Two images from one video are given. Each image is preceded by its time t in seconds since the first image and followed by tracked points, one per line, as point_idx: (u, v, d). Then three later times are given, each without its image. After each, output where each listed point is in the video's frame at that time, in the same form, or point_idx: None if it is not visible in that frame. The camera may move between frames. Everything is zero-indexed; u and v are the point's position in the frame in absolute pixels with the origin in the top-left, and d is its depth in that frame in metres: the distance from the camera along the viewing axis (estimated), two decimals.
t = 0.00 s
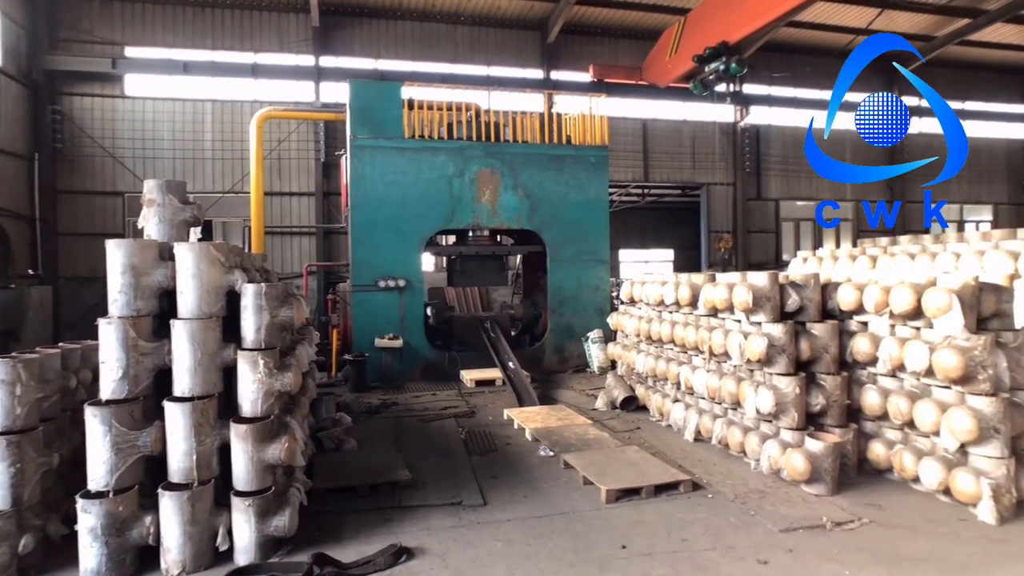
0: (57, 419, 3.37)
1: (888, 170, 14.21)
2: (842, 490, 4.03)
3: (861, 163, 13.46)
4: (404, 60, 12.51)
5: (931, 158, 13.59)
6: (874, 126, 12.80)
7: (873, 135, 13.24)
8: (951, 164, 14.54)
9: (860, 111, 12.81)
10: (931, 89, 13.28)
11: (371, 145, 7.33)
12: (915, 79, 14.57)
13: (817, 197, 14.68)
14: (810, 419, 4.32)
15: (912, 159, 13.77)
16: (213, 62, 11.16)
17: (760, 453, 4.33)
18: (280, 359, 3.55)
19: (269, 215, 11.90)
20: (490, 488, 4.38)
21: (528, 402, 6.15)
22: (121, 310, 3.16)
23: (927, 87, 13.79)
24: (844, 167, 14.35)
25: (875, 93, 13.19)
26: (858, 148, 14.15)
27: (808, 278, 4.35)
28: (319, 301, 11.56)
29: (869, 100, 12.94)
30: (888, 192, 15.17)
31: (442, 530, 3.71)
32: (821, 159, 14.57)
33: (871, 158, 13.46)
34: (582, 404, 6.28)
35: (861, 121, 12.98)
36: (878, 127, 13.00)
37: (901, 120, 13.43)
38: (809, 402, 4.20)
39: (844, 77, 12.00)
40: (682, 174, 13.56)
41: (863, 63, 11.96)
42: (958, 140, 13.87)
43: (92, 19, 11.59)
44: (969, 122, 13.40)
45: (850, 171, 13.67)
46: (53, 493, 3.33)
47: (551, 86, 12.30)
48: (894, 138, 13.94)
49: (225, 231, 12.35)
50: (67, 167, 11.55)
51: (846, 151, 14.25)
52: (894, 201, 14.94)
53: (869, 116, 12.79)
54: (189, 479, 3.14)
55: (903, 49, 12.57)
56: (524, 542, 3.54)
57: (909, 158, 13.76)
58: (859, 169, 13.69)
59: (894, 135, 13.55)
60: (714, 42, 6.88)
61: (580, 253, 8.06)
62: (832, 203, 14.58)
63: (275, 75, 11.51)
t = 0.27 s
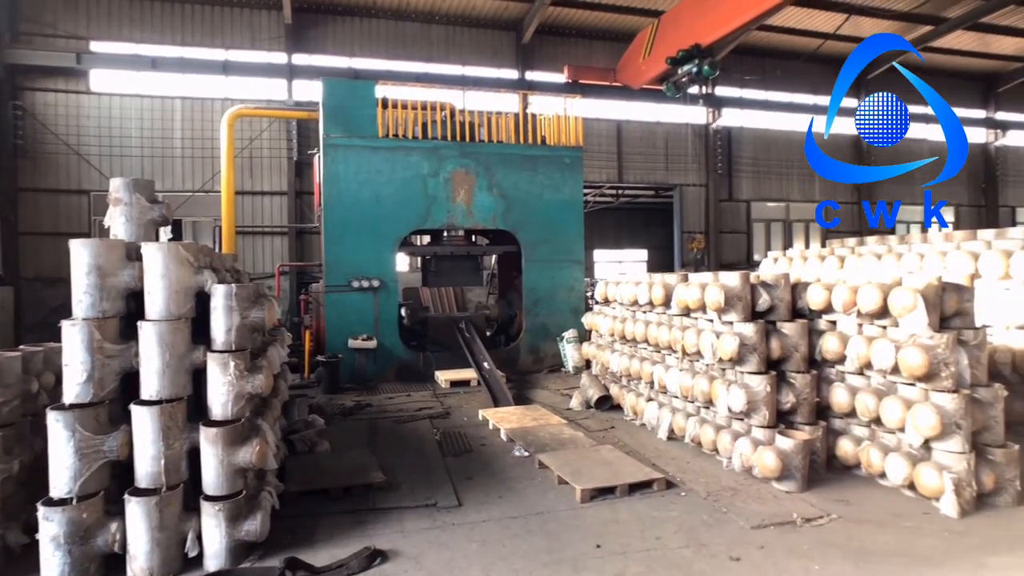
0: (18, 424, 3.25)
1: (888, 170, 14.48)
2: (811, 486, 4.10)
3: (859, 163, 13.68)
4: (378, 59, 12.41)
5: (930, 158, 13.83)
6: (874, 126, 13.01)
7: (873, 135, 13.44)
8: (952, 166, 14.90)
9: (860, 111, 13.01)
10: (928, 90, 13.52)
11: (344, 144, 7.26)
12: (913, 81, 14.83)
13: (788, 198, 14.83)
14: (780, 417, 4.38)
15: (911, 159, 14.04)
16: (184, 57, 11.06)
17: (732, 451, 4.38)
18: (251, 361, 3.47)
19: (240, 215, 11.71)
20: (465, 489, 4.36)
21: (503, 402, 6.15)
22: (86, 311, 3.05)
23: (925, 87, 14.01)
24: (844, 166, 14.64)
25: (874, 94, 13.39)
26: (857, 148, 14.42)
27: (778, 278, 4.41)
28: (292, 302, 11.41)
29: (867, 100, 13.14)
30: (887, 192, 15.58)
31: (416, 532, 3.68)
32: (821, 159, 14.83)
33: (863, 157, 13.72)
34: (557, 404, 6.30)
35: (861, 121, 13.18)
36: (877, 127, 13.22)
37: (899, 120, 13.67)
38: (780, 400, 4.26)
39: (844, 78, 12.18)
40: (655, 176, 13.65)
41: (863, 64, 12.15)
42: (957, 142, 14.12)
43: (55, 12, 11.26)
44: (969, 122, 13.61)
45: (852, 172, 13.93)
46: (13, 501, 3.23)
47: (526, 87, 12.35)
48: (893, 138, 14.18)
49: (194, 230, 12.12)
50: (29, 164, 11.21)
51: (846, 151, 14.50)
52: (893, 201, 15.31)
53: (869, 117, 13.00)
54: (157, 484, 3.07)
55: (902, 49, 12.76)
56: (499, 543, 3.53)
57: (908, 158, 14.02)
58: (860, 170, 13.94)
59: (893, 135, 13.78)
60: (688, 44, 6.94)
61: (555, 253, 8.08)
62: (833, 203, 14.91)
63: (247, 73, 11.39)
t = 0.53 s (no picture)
0: None
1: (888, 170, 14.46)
2: (783, 483, 4.17)
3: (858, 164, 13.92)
4: (353, 58, 12.30)
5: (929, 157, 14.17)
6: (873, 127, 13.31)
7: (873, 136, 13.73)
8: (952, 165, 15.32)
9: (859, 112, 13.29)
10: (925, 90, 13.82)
11: (318, 143, 7.18)
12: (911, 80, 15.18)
13: (760, 199, 14.92)
14: (752, 415, 4.43)
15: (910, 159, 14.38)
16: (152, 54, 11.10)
17: (705, 449, 4.43)
18: (222, 363, 3.41)
19: (211, 215, 11.50)
20: (441, 490, 4.34)
21: (479, 402, 6.13)
22: (50, 313, 2.96)
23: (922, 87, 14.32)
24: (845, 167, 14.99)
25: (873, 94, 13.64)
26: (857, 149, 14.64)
27: (750, 278, 4.46)
28: (265, 303, 11.25)
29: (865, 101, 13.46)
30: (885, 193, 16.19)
31: (391, 535, 3.65)
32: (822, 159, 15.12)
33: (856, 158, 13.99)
34: (533, 404, 6.31)
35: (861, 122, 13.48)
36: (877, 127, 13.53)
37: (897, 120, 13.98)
38: (752, 399, 4.32)
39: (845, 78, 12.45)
40: (630, 177, 13.68)
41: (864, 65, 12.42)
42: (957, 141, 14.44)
43: (16, 6, 10.90)
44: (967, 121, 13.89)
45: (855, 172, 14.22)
46: None
47: (502, 87, 12.35)
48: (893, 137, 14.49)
49: (164, 230, 11.89)
50: None
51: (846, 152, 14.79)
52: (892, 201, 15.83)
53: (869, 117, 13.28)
54: (125, 490, 3.00)
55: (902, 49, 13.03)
56: (474, 544, 3.52)
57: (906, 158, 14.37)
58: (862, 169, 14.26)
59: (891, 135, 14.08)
60: (662, 47, 7.01)
61: (531, 253, 8.10)
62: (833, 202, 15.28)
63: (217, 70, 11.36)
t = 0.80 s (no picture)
0: None
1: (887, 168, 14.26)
2: (755, 480, 4.23)
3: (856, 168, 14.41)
4: (328, 57, 12.19)
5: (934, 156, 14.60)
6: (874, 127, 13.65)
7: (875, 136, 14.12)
8: (951, 165, 15.94)
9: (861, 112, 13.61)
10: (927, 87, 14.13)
11: (292, 142, 7.10)
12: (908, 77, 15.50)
13: (733, 200, 15.05)
14: (726, 414, 4.48)
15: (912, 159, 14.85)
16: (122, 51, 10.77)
17: (680, 447, 4.47)
18: (194, 365, 3.34)
19: (183, 214, 11.31)
20: (417, 491, 4.32)
21: (455, 403, 6.12)
22: (14, 315, 2.87)
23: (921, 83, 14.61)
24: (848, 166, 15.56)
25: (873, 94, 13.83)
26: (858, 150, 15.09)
27: (723, 278, 4.51)
28: (238, 303, 11.09)
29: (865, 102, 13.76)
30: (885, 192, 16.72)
31: (367, 537, 3.62)
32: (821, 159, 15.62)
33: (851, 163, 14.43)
34: (509, 404, 6.32)
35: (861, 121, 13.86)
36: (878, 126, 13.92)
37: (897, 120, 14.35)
38: (725, 397, 4.37)
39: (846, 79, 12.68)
40: (606, 177, 13.69)
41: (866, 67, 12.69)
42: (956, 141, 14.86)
43: None
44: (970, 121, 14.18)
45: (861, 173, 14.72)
46: None
47: (478, 87, 12.34)
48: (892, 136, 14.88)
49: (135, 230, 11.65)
50: None
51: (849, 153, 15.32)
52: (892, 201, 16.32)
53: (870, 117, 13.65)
54: (92, 495, 2.92)
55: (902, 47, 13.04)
56: (451, 545, 3.51)
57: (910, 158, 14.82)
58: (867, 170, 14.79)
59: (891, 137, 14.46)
60: (637, 49, 7.08)
61: (508, 254, 8.11)
62: (834, 202, 15.75)
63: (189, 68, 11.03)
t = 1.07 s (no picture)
0: None
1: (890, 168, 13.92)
2: (731, 478, 4.27)
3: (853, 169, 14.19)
4: (306, 55, 12.06)
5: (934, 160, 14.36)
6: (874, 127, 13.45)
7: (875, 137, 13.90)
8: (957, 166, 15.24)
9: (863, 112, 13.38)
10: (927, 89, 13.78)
11: (268, 141, 7.01)
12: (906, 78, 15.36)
13: (710, 201, 15.12)
14: (702, 412, 4.52)
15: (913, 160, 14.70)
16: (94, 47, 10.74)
17: (657, 446, 4.50)
18: (167, 367, 3.28)
19: (157, 213, 11.11)
20: (395, 493, 4.30)
21: (434, 404, 6.09)
22: None
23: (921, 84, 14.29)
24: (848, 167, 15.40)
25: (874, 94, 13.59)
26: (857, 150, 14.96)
27: (699, 278, 4.55)
28: (213, 304, 10.93)
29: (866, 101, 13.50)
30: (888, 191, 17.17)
31: (344, 539, 3.59)
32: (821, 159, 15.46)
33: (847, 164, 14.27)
34: (488, 404, 6.31)
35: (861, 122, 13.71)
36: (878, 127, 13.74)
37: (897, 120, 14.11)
38: (701, 396, 4.41)
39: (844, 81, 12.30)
40: (584, 178, 13.65)
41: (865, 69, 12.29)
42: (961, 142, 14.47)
43: None
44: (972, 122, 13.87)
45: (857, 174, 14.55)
46: None
47: (457, 87, 12.29)
48: (891, 137, 14.65)
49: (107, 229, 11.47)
50: None
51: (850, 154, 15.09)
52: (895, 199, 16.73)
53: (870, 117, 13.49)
54: (60, 501, 2.85)
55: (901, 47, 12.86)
56: (429, 546, 3.49)
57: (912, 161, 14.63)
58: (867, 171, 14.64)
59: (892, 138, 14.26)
60: (615, 50, 7.13)
61: (487, 254, 8.10)
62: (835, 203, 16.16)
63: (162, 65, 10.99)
